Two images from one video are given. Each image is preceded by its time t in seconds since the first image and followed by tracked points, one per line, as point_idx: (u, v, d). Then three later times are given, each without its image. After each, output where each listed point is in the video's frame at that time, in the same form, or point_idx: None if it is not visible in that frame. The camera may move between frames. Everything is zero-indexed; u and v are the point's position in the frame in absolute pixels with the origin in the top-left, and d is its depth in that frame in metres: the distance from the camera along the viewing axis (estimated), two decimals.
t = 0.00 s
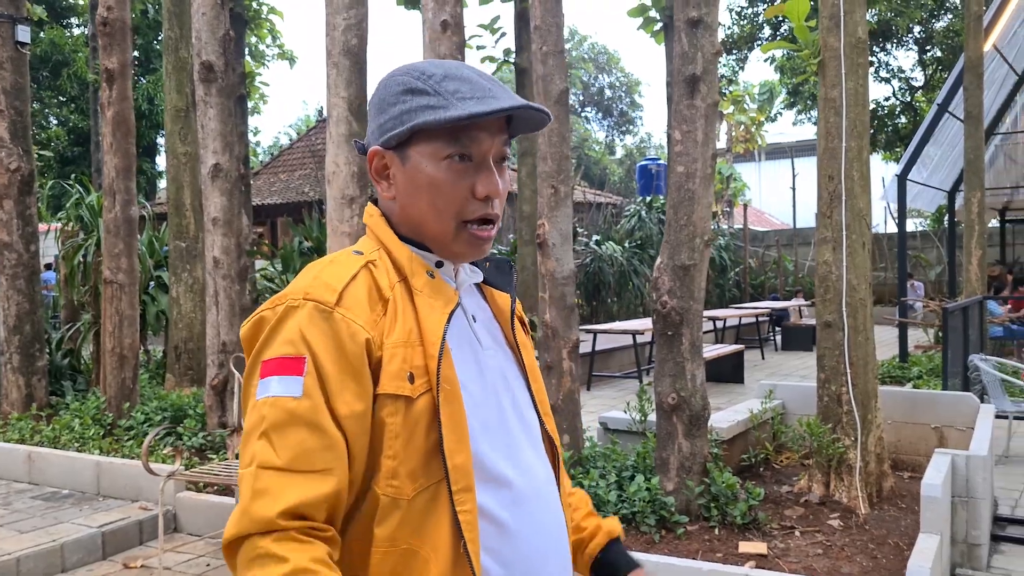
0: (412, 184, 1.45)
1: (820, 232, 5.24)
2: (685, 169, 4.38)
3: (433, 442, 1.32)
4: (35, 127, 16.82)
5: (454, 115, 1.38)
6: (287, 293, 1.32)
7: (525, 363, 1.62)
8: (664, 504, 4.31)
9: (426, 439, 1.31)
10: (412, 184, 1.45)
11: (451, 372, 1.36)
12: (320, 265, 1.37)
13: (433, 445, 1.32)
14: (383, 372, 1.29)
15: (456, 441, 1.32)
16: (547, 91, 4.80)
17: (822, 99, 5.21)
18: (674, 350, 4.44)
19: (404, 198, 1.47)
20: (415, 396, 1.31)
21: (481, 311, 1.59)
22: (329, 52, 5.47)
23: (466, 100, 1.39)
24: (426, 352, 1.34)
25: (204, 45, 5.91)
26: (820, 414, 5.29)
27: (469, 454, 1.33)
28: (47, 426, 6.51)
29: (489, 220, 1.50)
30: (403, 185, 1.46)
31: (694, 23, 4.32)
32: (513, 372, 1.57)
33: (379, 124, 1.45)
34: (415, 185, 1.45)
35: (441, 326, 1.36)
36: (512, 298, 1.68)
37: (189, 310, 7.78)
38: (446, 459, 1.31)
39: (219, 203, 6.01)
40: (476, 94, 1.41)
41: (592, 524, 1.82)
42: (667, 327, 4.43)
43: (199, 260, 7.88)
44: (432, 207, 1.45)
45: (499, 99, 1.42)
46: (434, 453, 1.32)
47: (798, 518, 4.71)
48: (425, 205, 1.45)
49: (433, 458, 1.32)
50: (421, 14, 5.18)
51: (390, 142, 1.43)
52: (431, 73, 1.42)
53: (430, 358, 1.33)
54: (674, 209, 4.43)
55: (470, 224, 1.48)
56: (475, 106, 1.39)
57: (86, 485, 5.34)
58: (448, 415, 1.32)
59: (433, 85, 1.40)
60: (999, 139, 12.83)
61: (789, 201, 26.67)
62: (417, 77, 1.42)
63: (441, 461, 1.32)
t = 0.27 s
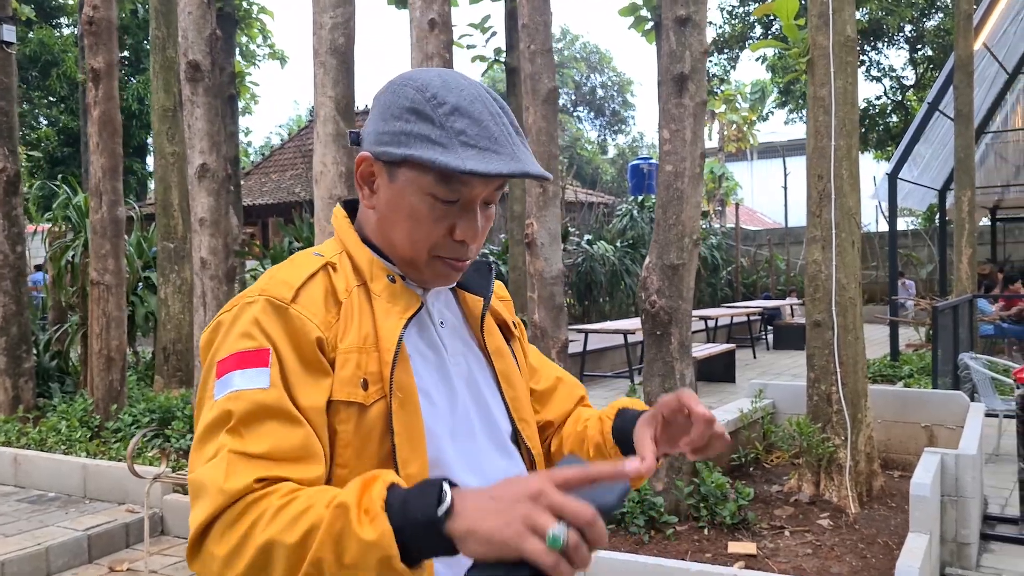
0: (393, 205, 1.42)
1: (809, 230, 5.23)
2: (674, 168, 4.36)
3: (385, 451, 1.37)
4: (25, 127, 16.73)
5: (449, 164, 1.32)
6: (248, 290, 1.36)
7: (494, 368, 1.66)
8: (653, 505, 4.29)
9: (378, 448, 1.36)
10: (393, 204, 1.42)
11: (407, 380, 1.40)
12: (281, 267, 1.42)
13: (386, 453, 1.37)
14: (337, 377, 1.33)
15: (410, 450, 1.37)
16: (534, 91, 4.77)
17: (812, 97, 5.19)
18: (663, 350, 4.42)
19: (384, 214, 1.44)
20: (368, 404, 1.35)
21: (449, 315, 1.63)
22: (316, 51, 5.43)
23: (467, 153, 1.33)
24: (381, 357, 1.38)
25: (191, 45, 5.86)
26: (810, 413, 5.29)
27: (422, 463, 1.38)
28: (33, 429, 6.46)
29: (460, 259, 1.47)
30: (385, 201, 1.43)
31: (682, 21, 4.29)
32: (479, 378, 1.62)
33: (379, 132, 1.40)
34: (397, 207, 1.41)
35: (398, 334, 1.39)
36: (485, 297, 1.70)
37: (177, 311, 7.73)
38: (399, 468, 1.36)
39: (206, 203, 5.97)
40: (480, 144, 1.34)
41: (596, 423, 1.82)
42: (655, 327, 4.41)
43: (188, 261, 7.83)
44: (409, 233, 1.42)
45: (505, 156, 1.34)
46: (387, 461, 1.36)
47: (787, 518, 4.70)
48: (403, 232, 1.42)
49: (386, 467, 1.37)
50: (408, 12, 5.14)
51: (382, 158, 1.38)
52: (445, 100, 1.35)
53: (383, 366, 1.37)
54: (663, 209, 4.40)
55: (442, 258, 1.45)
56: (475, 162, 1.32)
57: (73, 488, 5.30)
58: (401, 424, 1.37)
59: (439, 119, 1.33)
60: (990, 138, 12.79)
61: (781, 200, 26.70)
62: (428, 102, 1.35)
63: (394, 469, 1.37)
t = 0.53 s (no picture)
0: (343, 178, 1.44)
1: (802, 229, 5.20)
2: (665, 165, 4.32)
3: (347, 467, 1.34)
4: (19, 126, 16.64)
5: (382, 108, 1.33)
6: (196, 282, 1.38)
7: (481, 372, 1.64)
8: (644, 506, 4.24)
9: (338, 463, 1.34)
10: (343, 176, 1.44)
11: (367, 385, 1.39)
12: (237, 257, 1.44)
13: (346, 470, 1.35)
14: (287, 380, 1.32)
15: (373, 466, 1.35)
16: (525, 88, 4.72)
17: (805, 95, 5.15)
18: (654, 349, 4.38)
19: (338, 189, 1.46)
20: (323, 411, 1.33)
21: (431, 314, 1.64)
22: (305, 48, 5.38)
23: (400, 96, 1.34)
24: (339, 359, 1.36)
25: (179, 41, 5.80)
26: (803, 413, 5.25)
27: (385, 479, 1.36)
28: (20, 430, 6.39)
29: (420, 232, 1.45)
30: (337, 175, 1.45)
31: (673, 17, 4.24)
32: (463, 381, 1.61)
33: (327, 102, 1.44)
34: (346, 180, 1.43)
35: (357, 334, 1.38)
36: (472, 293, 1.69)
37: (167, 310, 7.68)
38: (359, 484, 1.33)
39: (194, 201, 5.91)
40: (414, 89, 1.34)
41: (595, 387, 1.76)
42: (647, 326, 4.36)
43: (178, 260, 7.78)
44: (358, 203, 1.43)
45: (440, 97, 1.35)
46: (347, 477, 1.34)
47: (779, 519, 4.66)
48: (348, 199, 1.44)
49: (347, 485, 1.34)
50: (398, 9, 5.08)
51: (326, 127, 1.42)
52: (381, 56, 1.38)
53: (338, 368, 1.36)
54: (654, 207, 4.36)
55: (396, 231, 1.44)
56: (408, 104, 1.33)
57: (58, 488, 5.24)
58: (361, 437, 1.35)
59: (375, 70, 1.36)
60: (985, 137, 12.75)
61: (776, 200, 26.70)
62: (367, 60, 1.38)
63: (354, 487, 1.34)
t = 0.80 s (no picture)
0: (307, 162, 1.46)
1: (797, 229, 5.19)
2: (659, 165, 4.30)
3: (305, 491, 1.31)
4: (18, 127, 16.60)
5: (335, 68, 1.38)
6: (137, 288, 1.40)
7: (478, 382, 1.59)
8: (639, 507, 4.22)
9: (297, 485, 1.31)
10: (308, 161, 1.46)
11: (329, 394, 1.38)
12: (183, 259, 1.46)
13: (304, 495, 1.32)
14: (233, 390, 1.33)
15: (337, 491, 1.31)
16: (518, 87, 4.70)
17: (800, 95, 5.13)
18: (648, 350, 4.36)
19: (304, 178, 1.49)
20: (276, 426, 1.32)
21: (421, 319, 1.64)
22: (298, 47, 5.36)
23: (351, 53, 1.38)
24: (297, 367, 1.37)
25: (173, 42, 5.77)
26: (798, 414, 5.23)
27: (350, 503, 1.31)
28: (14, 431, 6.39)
29: (395, 206, 1.46)
30: (303, 163, 1.47)
31: (666, 16, 4.21)
32: (452, 393, 1.56)
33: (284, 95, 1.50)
34: (310, 162, 1.46)
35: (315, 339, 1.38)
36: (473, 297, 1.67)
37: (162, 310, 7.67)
38: (323, 510, 1.30)
39: (188, 202, 5.88)
40: (366, 45, 1.39)
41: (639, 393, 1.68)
42: (641, 327, 4.34)
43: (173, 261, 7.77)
44: (327, 183, 1.45)
45: (390, 50, 1.39)
46: (306, 501, 1.31)
47: (774, 520, 4.64)
48: (312, 180, 1.47)
49: (306, 511, 1.32)
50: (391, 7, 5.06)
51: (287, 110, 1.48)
52: (333, 27, 1.44)
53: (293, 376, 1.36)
54: (648, 206, 4.34)
55: (370, 210, 1.45)
56: (359, 59, 1.37)
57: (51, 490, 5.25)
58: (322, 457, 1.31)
59: (328, 38, 1.41)
60: (983, 137, 12.75)
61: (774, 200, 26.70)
62: (319, 35, 1.44)
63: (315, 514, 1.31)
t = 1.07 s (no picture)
0: (260, 140, 1.43)
1: (789, 228, 5.21)
2: (649, 164, 4.32)
3: (247, 499, 1.27)
4: (18, 130, 16.62)
5: (279, 37, 1.34)
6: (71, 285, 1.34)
7: (446, 378, 1.53)
8: (630, 505, 4.24)
9: (237, 494, 1.26)
10: (260, 139, 1.43)
11: (275, 400, 1.31)
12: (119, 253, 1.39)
13: (246, 503, 1.27)
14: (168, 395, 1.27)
15: (280, 500, 1.26)
16: (510, 87, 4.71)
17: (791, 94, 5.16)
18: (639, 348, 4.38)
19: (257, 158, 1.45)
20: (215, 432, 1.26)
21: (385, 310, 1.55)
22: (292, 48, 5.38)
23: (297, 21, 1.34)
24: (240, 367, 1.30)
25: (168, 43, 5.79)
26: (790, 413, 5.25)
27: (293, 511, 1.27)
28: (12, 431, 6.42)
29: (355, 182, 1.43)
30: (254, 141, 1.44)
31: (657, 16, 4.24)
32: (414, 392, 1.50)
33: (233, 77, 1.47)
34: (263, 141, 1.42)
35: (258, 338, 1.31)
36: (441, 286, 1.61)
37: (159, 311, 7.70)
38: (266, 520, 1.25)
39: (184, 202, 5.91)
40: (313, 10, 1.35)
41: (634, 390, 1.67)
42: (632, 325, 4.36)
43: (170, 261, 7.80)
44: (279, 164, 1.41)
45: (338, 13, 1.35)
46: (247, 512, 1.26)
47: (766, 517, 4.66)
48: (265, 159, 1.43)
49: (248, 520, 1.27)
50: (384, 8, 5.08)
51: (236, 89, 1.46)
52: None
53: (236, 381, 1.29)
54: (638, 205, 4.36)
55: (328, 188, 1.42)
56: (305, 25, 1.33)
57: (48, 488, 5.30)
58: (263, 464, 1.26)
59: (273, 6, 1.37)
60: (980, 137, 12.77)
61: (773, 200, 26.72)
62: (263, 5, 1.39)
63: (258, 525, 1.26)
